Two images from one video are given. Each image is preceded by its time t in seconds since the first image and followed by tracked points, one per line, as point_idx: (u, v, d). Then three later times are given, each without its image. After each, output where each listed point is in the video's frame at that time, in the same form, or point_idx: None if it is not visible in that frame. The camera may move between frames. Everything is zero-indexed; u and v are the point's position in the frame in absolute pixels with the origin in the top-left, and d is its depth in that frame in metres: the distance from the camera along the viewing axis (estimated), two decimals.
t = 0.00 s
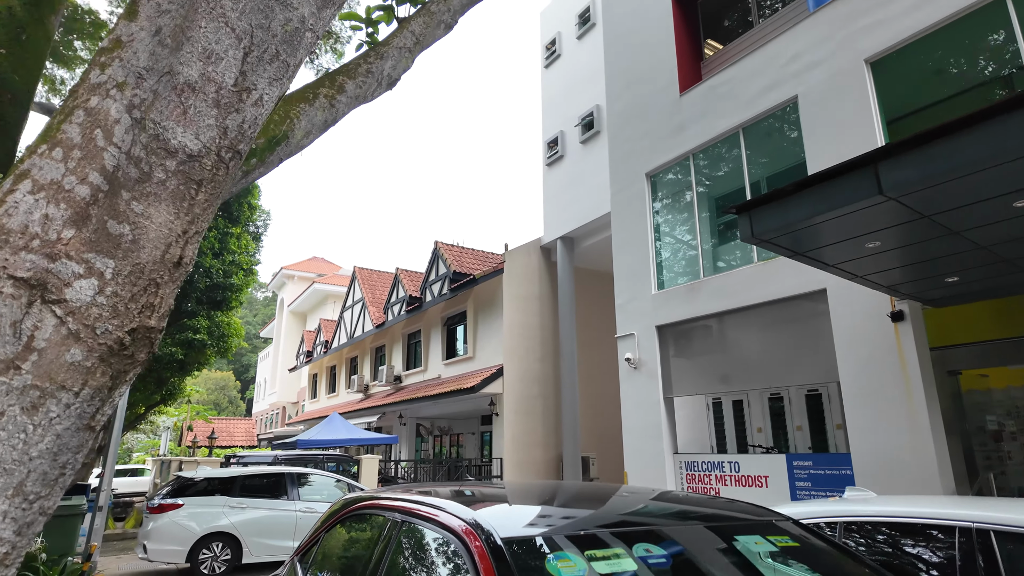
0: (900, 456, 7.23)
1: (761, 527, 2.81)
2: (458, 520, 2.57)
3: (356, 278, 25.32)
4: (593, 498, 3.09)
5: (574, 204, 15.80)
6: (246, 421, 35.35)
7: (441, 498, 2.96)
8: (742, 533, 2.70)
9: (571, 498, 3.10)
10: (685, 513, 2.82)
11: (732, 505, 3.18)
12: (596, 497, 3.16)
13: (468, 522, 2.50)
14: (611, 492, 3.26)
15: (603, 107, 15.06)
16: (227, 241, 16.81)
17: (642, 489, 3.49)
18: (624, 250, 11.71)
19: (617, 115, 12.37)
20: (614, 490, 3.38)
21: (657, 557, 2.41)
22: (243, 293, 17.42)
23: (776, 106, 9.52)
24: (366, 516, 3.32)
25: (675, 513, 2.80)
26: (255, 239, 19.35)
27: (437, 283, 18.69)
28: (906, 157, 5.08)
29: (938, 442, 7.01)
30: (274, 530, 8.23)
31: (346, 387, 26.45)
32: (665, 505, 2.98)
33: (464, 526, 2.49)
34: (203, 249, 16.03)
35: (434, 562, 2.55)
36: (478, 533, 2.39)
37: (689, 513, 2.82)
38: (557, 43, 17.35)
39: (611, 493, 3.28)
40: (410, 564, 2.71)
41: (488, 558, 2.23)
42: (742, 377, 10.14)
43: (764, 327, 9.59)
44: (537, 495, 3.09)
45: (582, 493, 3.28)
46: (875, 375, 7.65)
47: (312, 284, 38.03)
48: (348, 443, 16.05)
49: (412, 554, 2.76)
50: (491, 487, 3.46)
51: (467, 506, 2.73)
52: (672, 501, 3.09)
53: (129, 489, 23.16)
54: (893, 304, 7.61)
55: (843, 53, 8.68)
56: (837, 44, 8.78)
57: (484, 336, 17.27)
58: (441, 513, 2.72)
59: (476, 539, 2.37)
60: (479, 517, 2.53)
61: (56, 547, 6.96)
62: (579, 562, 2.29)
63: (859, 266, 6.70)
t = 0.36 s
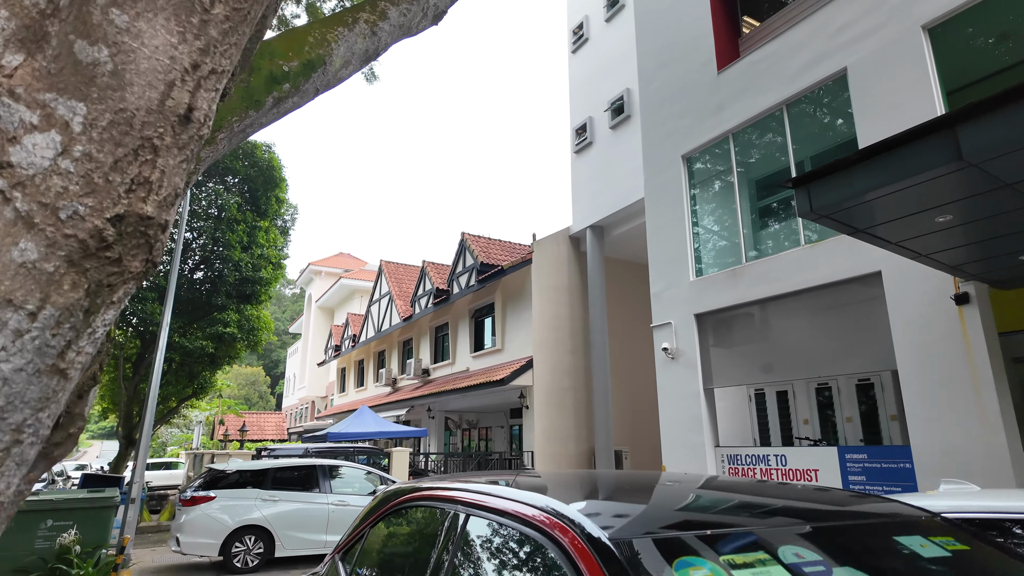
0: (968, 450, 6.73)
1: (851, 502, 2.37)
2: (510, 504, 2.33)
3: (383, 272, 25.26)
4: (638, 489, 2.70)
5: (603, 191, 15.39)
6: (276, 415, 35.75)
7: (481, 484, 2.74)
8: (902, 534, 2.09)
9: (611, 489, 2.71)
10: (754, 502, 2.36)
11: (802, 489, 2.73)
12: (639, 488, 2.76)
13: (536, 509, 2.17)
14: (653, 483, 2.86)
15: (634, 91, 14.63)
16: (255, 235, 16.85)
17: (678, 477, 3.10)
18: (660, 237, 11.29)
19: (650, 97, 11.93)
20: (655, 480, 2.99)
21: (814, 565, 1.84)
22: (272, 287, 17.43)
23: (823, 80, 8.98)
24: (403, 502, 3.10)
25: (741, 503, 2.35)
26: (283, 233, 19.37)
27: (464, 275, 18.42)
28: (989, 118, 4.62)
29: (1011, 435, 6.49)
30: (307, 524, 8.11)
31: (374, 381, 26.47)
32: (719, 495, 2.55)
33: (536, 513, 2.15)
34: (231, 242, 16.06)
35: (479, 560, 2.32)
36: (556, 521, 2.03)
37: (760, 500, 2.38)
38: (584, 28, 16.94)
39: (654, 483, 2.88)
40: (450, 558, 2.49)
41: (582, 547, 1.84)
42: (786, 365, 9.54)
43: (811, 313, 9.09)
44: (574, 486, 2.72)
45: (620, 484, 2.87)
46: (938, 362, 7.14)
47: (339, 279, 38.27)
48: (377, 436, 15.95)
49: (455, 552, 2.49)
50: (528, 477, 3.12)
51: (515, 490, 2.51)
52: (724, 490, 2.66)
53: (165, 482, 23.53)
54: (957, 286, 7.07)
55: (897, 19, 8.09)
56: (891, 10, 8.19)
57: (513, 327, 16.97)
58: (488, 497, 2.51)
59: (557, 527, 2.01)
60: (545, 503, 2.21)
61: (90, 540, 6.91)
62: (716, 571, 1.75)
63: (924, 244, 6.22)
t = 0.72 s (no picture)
0: None
1: (930, 515, 2.00)
2: (575, 522, 2.03)
3: (400, 265, 25.05)
4: (675, 499, 2.35)
5: (625, 180, 15.00)
6: (294, 409, 35.82)
7: (510, 492, 2.54)
8: None
9: (645, 497, 2.36)
10: (815, 520, 1.96)
11: (862, 499, 2.36)
12: (674, 498, 2.41)
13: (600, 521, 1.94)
14: (690, 492, 2.50)
15: (657, 75, 14.21)
16: (272, 228, 16.73)
17: (710, 485, 2.74)
18: (687, 225, 10.91)
19: (677, 80, 11.51)
20: (688, 489, 2.62)
21: None
22: (290, 281, 17.27)
23: (863, 58, 8.52)
24: (428, 505, 2.85)
25: (800, 522, 1.96)
26: (300, 226, 19.22)
27: (482, 267, 18.05)
28: None
29: None
30: (328, 520, 7.92)
31: (392, 375, 26.35)
32: (768, 509, 2.17)
33: (604, 527, 1.91)
34: (249, 235, 15.94)
35: None
36: (634, 535, 1.79)
37: (824, 517, 2.00)
38: (604, 12, 16.52)
39: (691, 493, 2.51)
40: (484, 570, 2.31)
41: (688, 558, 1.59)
42: (822, 358, 9.10)
43: (849, 303, 8.67)
44: (603, 493, 2.39)
45: (650, 492, 2.52)
46: (993, 353, 6.71)
47: (356, 273, 38.24)
48: (397, 430, 15.77)
49: None
50: (553, 484, 2.78)
51: (549, 499, 2.33)
52: (770, 502, 2.30)
53: (185, 476, 23.62)
54: (1014, 272, 6.62)
55: None
56: None
57: (533, 320, 16.60)
58: (521, 505, 2.33)
59: (636, 543, 1.77)
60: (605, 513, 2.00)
61: (108, 537, 6.77)
62: None
63: (984, 226, 5.79)
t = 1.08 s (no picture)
0: None
1: None
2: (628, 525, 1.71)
3: (412, 256, 24.76)
4: (707, 499, 1.92)
5: (644, 164, 14.55)
6: (307, 401, 35.75)
7: (539, 494, 2.19)
8: None
9: (671, 496, 1.95)
10: (883, 526, 1.52)
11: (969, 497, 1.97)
12: (704, 497, 1.98)
13: (645, 521, 1.68)
14: (722, 492, 2.07)
15: (677, 56, 13.74)
16: (284, 217, 16.47)
17: (743, 483, 2.31)
18: (712, 209, 10.48)
19: (699, 57, 11.04)
20: (720, 488, 2.19)
21: None
22: (302, 271, 17.03)
23: (902, 27, 8.01)
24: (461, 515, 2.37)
25: (865, 527, 1.52)
26: (311, 216, 18.95)
27: (497, 256, 17.61)
28: None
29: None
30: (342, 515, 7.65)
31: (405, 366, 26.13)
32: (819, 512, 1.74)
33: (650, 529, 1.64)
34: (260, 224, 15.68)
35: None
36: (693, 540, 1.52)
37: (897, 523, 1.55)
38: None
39: (726, 493, 2.08)
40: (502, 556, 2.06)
41: (779, 559, 1.34)
42: (854, 346, 8.79)
43: (887, 288, 8.24)
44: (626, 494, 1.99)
45: (675, 490, 2.10)
46: None
47: (367, 265, 38.05)
48: (411, 422, 15.51)
49: None
50: (578, 483, 2.43)
51: (566, 499, 2.05)
52: (817, 504, 1.86)
53: (199, 468, 23.57)
54: None
55: None
56: None
57: (548, 310, 16.14)
58: (544, 509, 2.01)
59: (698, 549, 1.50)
60: (645, 511, 1.74)
61: (116, 532, 6.51)
62: None
63: None
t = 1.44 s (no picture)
0: None
1: None
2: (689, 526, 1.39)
3: (428, 246, 24.48)
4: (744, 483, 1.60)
5: (668, 148, 14.11)
6: (325, 393, 35.79)
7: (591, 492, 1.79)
8: None
9: (708, 482, 1.60)
10: (965, 505, 1.19)
11: None
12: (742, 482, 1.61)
13: (693, 507, 1.41)
14: (762, 477, 1.68)
15: (703, 35, 13.27)
16: (300, 207, 16.27)
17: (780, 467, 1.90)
18: (743, 191, 10.06)
19: (729, 34, 10.57)
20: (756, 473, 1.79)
21: None
22: (319, 261, 16.83)
23: None
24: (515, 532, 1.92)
25: (954, 506, 1.18)
26: (327, 206, 18.74)
27: (515, 245, 17.10)
28: None
29: None
30: (365, 508, 7.40)
31: (421, 357, 25.95)
32: (884, 495, 1.39)
33: (698, 518, 1.38)
34: (277, 214, 15.47)
35: None
36: (746, 522, 1.30)
37: (1000, 503, 1.18)
38: None
39: (767, 479, 1.69)
40: (533, 537, 1.78)
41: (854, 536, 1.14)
42: (896, 334, 8.33)
43: (933, 271, 7.79)
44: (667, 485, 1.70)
45: (709, 476, 1.74)
46: None
47: (383, 257, 37.90)
48: (430, 413, 15.30)
49: None
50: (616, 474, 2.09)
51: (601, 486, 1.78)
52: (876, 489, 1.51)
53: (218, 459, 23.62)
54: None
55: None
56: None
57: (568, 298, 15.66)
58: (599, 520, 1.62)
59: (765, 531, 1.26)
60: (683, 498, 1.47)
61: (135, 525, 6.33)
62: None
63: None
